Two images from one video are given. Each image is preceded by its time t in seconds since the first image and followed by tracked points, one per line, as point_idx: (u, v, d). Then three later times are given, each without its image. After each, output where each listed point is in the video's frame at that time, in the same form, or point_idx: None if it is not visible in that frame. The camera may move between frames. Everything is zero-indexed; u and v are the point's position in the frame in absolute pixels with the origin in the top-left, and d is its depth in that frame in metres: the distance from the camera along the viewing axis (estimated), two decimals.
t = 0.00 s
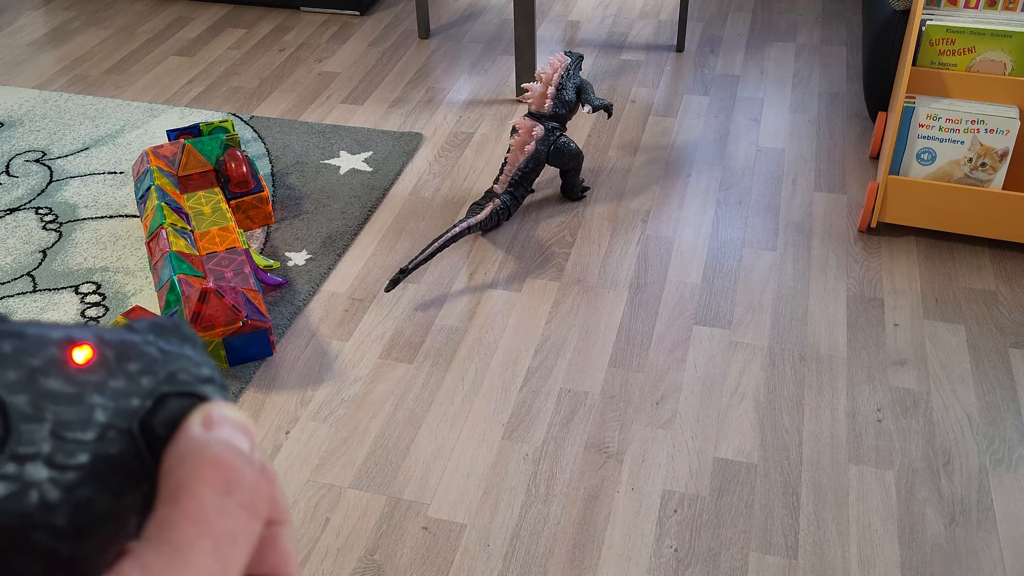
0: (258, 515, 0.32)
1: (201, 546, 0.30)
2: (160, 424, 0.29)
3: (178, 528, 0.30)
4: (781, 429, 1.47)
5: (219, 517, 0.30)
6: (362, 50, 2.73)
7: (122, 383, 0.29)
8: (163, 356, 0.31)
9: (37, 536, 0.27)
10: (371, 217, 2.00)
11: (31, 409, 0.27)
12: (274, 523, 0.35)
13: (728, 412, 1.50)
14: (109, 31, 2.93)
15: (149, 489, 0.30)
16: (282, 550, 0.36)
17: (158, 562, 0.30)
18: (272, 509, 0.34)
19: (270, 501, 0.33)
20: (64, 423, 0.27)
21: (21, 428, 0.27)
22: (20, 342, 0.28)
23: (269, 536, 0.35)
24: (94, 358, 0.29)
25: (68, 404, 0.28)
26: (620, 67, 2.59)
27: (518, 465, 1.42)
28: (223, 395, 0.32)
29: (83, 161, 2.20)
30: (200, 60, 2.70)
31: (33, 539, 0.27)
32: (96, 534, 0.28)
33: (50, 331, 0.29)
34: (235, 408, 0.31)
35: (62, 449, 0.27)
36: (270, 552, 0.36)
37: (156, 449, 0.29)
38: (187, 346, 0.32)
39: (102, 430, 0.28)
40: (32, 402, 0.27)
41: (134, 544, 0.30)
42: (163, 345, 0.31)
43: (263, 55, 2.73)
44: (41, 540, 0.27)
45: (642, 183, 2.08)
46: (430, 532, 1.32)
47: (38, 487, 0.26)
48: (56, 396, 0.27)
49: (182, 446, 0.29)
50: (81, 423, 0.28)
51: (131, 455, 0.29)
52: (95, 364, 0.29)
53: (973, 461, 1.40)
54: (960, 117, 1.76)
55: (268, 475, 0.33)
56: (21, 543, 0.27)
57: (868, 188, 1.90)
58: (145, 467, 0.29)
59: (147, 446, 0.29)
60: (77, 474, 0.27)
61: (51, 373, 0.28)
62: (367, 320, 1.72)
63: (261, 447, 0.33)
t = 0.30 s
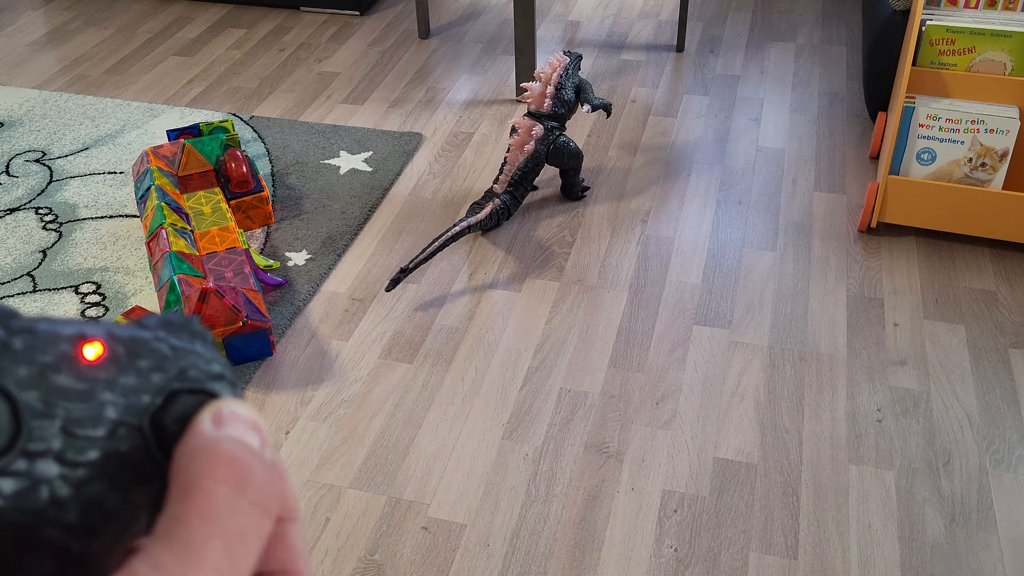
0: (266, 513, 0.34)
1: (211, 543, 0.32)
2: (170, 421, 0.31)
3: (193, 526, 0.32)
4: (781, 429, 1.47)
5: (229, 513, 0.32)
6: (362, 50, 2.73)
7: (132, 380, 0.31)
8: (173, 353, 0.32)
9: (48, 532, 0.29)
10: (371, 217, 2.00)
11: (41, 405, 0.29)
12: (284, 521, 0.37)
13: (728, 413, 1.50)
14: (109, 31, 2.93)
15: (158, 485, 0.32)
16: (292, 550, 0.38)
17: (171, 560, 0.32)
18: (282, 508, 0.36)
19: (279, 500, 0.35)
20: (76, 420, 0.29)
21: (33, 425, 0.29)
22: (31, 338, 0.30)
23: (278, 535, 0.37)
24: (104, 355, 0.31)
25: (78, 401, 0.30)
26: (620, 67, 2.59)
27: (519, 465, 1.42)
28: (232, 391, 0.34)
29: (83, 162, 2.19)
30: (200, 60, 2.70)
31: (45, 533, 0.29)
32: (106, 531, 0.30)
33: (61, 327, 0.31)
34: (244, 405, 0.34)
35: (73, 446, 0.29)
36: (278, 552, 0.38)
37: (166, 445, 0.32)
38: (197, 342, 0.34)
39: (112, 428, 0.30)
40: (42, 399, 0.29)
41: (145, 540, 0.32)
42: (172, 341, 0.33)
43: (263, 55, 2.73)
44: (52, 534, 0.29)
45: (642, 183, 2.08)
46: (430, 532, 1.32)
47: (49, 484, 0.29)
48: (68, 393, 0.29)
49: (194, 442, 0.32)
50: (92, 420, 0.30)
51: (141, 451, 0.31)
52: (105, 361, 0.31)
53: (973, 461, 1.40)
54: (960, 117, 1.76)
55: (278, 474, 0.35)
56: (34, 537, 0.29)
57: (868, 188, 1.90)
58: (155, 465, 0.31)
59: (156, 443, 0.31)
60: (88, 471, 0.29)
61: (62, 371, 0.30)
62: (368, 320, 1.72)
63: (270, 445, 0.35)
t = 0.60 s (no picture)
0: (263, 508, 0.37)
1: (211, 541, 0.35)
2: (169, 420, 0.33)
3: (193, 524, 0.34)
4: (781, 429, 1.47)
5: (227, 510, 0.35)
6: (362, 50, 2.73)
7: (132, 379, 0.33)
8: (172, 354, 0.34)
9: (49, 530, 0.30)
10: (371, 217, 2.00)
11: (41, 403, 0.30)
12: (282, 521, 0.40)
13: (728, 413, 1.50)
14: (109, 31, 2.93)
15: (157, 483, 0.34)
16: (292, 549, 0.41)
17: (170, 560, 0.34)
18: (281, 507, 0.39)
19: (277, 498, 0.38)
20: (76, 419, 0.31)
21: (33, 424, 0.30)
22: (31, 337, 0.31)
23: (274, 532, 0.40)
24: (103, 354, 0.33)
25: (78, 400, 0.31)
26: (620, 67, 2.59)
27: (518, 465, 1.42)
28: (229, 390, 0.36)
29: (83, 161, 2.20)
30: (200, 60, 2.71)
31: (45, 531, 0.30)
32: (105, 529, 0.32)
33: (61, 328, 0.32)
34: (242, 404, 0.36)
35: (73, 445, 0.30)
36: (278, 551, 0.41)
37: (165, 443, 0.33)
38: (194, 344, 0.36)
39: (112, 427, 0.32)
40: (42, 397, 0.30)
41: (145, 540, 0.34)
42: (170, 342, 0.35)
43: (263, 55, 2.73)
44: (53, 532, 0.30)
45: (641, 183, 2.08)
46: (430, 532, 1.32)
47: (49, 482, 0.30)
48: (67, 391, 0.31)
49: (193, 441, 0.34)
50: (92, 419, 0.31)
51: (140, 449, 0.32)
52: (104, 359, 0.32)
53: (973, 461, 1.40)
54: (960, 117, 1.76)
55: (276, 473, 0.38)
56: (34, 535, 0.30)
57: (868, 188, 1.91)
58: (154, 463, 0.33)
59: (155, 441, 0.33)
60: (87, 469, 0.31)
61: (62, 369, 0.31)
62: (368, 320, 1.72)
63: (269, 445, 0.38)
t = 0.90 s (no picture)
0: (264, 513, 0.39)
1: (212, 546, 0.37)
2: (173, 425, 0.36)
3: (193, 528, 0.37)
4: (781, 429, 1.47)
5: (228, 516, 0.37)
6: (362, 50, 2.73)
7: (136, 384, 0.36)
8: (175, 360, 0.38)
9: (50, 536, 0.33)
10: (371, 217, 2.00)
11: (45, 409, 0.33)
12: (286, 527, 0.42)
13: (728, 413, 1.50)
14: (109, 31, 2.93)
15: (161, 488, 0.36)
16: (294, 555, 0.43)
17: (171, 564, 0.37)
18: (285, 515, 0.41)
19: (279, 505, 0.40)
20: (79, 425, 0.34)
21: (36, 429, 0.33)
22: (38, 343, 0.35)
23: (282, 541, 0.42)
24: (107, 360, 0.36)
25: (81, 406, 0.34)
26: (620, 67, 2.59)
27: (518, 465, 1.42)
28: (233, 396, 0.39)
29: (83, 162, 2.20)
30: (200, 60, 2.71)
31: (47, 537, 0.33)
32: (106, 534, 0.34)
33: (64, 335, 0.35)
34: (245, 411, 0.39)
35: (76, 451, 0.33)
36: (282, 560, 0.42)
37: (167, 449, 0.36)
38: (199, 348, 0.39)
39: (115, 432, 0.34)
40: (46, 404, 0.33)
41: (147, 544, 0.37)
42: (175, 348, 0.38)
43: (263, 55, 2.73)
44: (55, 538, 0.33)
45: (641, 183, 2.08)
46: (430, 532, 1.32)
47: (51, 487, 0.33)
48: (71, 397, 0.34)
49: (195, 448, 0.37)
50: (95, 425, 0.34)
51: (142, 454, 0.35)
52: (108, 365, 0.36)
53: (973, 461, 1.40)
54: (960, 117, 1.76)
55: (279, 479, 0.40)
56: (37, 541, 0.33)
57: (868, 188, 1.91)
58: (157, 469, 0.36)
59: (158, 447, 0.36)
60: (89, 475, 0.34)
61: (66, 376, 0.34)
62: (367, 320, 1.72)
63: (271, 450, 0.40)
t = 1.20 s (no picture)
0: (270, 514, 0.37)
1: (217, 545, 0.35)
2: (178, 423, 0.34)
3: (196, 526, 0.35)
4: (781, 429, 1.47)
5: (235, 514, 0.35)
6: (362, 50, 2.73)
7: (141, 381, 0.34)
8: (180, 357, 0.36)
9: (55, 532, 0.32)
10: (371, 217, 2.00)
11: (50, 405, 0.32)
12: (290, 523, 0.40)
13: (728, 413, 1.50)
14: (109, 31, 2.93)
15: (166, 486, 0.34)
16: (296, 551, 0.41)
17: (175, 561, 0.35)
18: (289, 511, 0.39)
19: (284, 502, 0.37)
20: (85, 421, 0.32)
21: (42, 426, 0.32)
22: (43, 340, 0.33)
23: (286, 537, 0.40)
24: (112, 358, 0.34)
25: (87, 402, 0.33)
26: (620, 67, 2.59)
27: (518, 465, 1.42)
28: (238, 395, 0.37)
29: (83, 162, 2.19)
30: (200, 60, 2.71)
31: (52, 533, 0.32)
32: (111, 532, 0.33)
33: (70, 331, 0.34)
34: (250, 408, 0.36)
35: (81, 447, 0.32)
36: (286, 553, 0.40)
37: (173, 447, 0.34)
38: (203, 347, 0.38)
39: (121, 429, 0.33)
40: (51, 399, 0.32)
41: (152, 541, 0.35)
42: (179, 346, 0.37)
43: (263, 55, 2.73)
44: (59, 535, 0.32)
45: (642, 183, 2.08)
46: (430, 532, 1.32)
47: (57, 484, 0.31)
48: (76, 394, 0.32)
49: (200, 446, 0.34)
50: (101, 422, 0.33)
51: (147, 451, 0.34)
52: (114, 363, 0.34)
53: (973, 461, 1.40)
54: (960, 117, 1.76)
55: (284, 477, 0.38)
56: (41, 537, 0.32)
57: (868, 188, 1.91)
58: (162, 467, 0.34)
59: (164, 444, 0.34)
60: (95, 471, 0.32)
61: (71, 372, 0.33)
62: (367, 320, 1.72)
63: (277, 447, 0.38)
